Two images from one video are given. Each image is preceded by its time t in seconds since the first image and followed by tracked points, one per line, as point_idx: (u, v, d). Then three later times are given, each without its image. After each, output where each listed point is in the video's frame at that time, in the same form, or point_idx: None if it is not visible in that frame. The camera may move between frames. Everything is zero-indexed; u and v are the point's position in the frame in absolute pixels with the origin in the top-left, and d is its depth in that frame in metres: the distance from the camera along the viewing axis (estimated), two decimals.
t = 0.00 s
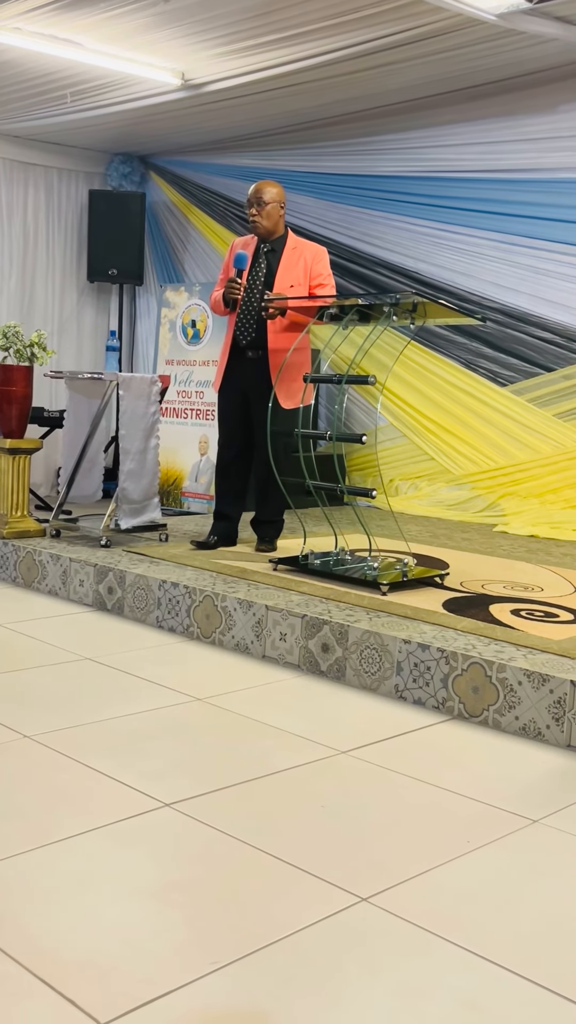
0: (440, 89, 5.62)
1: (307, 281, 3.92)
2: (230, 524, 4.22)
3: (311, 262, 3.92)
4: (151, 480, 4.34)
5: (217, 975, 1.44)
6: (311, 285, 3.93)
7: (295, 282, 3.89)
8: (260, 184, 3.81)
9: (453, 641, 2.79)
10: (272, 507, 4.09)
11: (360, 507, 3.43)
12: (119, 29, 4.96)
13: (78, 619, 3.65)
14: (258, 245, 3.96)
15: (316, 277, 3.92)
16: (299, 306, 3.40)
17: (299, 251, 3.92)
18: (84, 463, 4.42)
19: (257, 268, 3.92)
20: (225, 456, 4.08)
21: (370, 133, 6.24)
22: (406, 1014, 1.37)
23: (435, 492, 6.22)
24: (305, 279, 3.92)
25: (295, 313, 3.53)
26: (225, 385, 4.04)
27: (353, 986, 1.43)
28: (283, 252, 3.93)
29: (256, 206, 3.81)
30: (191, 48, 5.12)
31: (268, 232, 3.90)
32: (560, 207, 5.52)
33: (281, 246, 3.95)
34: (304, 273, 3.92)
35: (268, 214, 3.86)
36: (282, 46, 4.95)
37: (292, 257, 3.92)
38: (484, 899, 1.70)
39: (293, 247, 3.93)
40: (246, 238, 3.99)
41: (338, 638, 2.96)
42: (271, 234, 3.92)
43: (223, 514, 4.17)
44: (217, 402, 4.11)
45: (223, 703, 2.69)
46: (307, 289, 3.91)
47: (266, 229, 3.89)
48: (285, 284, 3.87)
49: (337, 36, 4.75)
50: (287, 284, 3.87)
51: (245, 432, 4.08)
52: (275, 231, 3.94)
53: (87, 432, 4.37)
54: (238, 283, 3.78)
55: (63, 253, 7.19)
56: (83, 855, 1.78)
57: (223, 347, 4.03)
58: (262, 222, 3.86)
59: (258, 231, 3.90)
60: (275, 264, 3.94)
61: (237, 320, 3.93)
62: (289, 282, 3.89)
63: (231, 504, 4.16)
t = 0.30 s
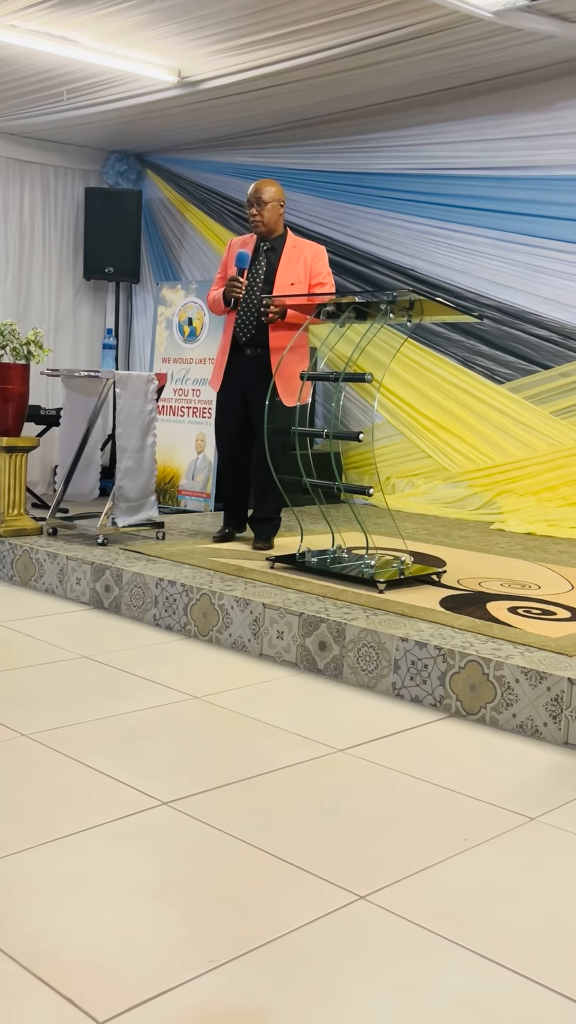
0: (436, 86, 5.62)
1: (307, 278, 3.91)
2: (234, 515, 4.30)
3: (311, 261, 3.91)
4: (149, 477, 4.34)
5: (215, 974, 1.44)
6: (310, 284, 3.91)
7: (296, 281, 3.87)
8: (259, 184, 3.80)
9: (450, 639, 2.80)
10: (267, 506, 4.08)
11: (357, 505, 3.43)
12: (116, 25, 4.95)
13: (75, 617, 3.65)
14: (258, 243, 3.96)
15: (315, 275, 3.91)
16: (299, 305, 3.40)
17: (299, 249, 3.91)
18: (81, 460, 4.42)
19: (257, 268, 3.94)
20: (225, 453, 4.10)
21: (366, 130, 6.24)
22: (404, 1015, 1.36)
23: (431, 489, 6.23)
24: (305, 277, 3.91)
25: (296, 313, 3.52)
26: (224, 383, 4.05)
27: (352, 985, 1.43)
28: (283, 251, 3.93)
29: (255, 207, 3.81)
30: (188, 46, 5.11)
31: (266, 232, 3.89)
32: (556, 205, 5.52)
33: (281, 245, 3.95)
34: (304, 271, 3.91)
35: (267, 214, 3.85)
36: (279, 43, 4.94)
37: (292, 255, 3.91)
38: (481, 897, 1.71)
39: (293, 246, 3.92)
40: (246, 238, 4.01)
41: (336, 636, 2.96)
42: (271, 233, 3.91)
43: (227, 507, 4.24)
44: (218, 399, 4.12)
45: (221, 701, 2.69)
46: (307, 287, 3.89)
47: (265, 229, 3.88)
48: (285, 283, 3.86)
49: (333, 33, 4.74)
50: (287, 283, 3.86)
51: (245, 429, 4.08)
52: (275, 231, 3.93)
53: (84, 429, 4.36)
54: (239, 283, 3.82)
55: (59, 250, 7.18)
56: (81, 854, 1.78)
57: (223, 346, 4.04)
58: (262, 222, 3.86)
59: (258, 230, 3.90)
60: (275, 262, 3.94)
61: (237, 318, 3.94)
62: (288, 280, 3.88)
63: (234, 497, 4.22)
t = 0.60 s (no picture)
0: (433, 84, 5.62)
1: (297, 277, 3.91)
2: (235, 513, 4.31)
3: (301, 259, 3.91)
4: (145, 475, 4.34)
5: (213, 971, 1.43)
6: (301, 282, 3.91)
7: (287, 278, 3.87)
8: (248, 183, 3.82)
9: (447, 636, 2.80)
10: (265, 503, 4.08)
11: (354, 502, 3.46)
12: (114, 23, 4.94)
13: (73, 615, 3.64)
14: (249, 244, 3.97)
15: (306, 273, 3.90)
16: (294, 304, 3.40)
17: (289, 248, 3.91)
18: (78, 458, 4.40)
19: (247, 267, 3.95)
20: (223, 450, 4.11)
21: (363, 128, 6.23)
22: (401, 1013, 1.36)
23: (429, 487, 6.22)
24: (296, 275, 3.90)
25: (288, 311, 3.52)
26: (219, 382, 4.05)
27: (350, 983, 1.43)
28: (273, 249, 3.93)
29: (246, 206, 3.83)
30: (185, 43, 5.10)
31: (257, 232, 3.89)
32: (553, 203, 5.52)
33: (271, 245, 3.95)
34: (295, 269, 3.90)
35: (258, 214, 3.86)
36: (275, 41, 4.94)
37: (282, 253, 3.91)
38: (478, 894, 1.71)
39: (283, 244, 3.92)
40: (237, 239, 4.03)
41: (333, 634, 2.96)
42: (261, 233, 3.92)
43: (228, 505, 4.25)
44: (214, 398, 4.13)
45: (218, 699, 2.68)
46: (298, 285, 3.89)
47: (256, 228, 3.89)
48: (276, 281, 3.86)
49: (330, 30, 4.74)
50: (278, 281, 3.86)
51: (242, 427, 4.08)
52: (265, 231, 3.94)
53: (81, 427, 4.35)
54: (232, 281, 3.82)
55: (56, 247, 7.16)
56: (78, 852, 1.78)
57: (216, 345, 4.04)
58: (252, 221, 3.87)
59: (248, 231, 3.91)
60: (265, 261, 3.94)
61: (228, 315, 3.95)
62: (279, 278, 3.87)
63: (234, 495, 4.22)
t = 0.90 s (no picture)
0: (429, 81, 5.62)
1: (282, 273, 3.92)
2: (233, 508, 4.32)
3: (285, 254, 3.91)
4: (142, 472, 4.34)
5: (209, 969, 1.44)
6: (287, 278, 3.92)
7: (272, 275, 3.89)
8: (231, 184, 3.82)
9: (444, 634, 2.80)
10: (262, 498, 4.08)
11: (350, 501, 3.45)
12: (110, 20, 4.93)
13: (69, 613, 3.64)
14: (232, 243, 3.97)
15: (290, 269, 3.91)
16: (281, 298, 3.42)
17: (272, 244, 3.92)
18: (74, 456, 4.41)
19: (232, 267, 3.94)
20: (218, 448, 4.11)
21: (359, 126, 6.23)
22: (398, 1009, 1.37)
23: (425, 485, 6.23)
24: (281, 272, 3.92)
25: (275, 305, 3.53)
26: (212, 381, 4.05)
27: (346, 979, 1.43)
28: (257, 247, 3.93)
29: (229, 206, 3.83)
30: (182, 40, 5.09)
31: (240, 231, 3.91)
32: (549, 200, 5.52)
33: (254, 243, 3.94)
34: (279, 265, 3.92)
35: (240, 213, 3.87)
36: (271, 38, 4.94)
37: (265, 251, 3.92)
38: (474, 891, 1.71)
39: (266, 241, 3.92)
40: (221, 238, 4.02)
41: (330, 632, 2.96)
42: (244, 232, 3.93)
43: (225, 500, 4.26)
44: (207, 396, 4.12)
45: (215, 697, 2.68)
46: (283, 282, 3.90)
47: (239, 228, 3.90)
48: (262, 277, 3.88)
49: (325, 27, 4.73)
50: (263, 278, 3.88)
51: (236, 424, 4.08)
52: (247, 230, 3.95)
53: (77, 426, 4.35)
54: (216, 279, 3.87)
55: (51, 244, 7.15)
56: (75, 850, 1.78)
57: (206, 344, 4.04)
58: (235, 221, 3.88)
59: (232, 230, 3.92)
60: (250, 261, 3.93)
61: (217, 314, 3.94)
62: (265, 276, 3.89)
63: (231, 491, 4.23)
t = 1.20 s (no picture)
0: (424, 79, 5.62)
1: (271, 270, 3.92)
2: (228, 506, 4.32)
3: (273, 251, 3.91)
4: (138, 472, 4.33)
5: (205, 967, 1.43)
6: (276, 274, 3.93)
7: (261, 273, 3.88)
8: (216, 184, 3.83)
9: (439, 632, 2.81)
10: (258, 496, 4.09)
11: (346, 499, 3.43)
12: (105, 17, 4.92)
13: (65, 611, 3.64)
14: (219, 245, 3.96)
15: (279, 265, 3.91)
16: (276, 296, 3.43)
17: (260, 242, 3.90)
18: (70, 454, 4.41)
19: (221, 268, 3.94)
20: (213, 447, 4.11)
21: (354, 124, 6.23)
22: (395, 1006, 1.37)
23: (421, 483, 6.23)
24: (269, 268, 3.91)
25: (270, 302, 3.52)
26: (206, 381, 4.05)
27: (342, 977, 1.43)
28: (244, 245, 3.92)
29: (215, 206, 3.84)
30: (178, 38, 5.07)
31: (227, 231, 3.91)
32: (545, 199, 5.52)
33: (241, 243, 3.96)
34: (268, 262, 3.91)
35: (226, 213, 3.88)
36: (267, 36, 4.92)
37: (253, 250, 3.90)
38: (470, 888, 1.71)
39: (253, 239, 3.91)
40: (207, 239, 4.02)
41: (326, 630, 2.96)
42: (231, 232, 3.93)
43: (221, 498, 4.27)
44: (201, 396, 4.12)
45: (211, 696, 2.68)
46: (272, 279, 3.91)
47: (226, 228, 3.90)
48: (251, 275, 3.86)
49: (322, 25, 4.72)
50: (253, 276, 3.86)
51: (231, 422, 4.09)
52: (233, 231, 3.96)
53: (73, 424, 4.35)
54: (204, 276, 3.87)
55: (47, 242, 7.14)
56: (70, 849, 1.78)
57: (199, 345, 4.04)
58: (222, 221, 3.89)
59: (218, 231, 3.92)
60: (238, 261, 3.94)
61: (209, 314, 3.94)
62: (254, 273, 3.88)
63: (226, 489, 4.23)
